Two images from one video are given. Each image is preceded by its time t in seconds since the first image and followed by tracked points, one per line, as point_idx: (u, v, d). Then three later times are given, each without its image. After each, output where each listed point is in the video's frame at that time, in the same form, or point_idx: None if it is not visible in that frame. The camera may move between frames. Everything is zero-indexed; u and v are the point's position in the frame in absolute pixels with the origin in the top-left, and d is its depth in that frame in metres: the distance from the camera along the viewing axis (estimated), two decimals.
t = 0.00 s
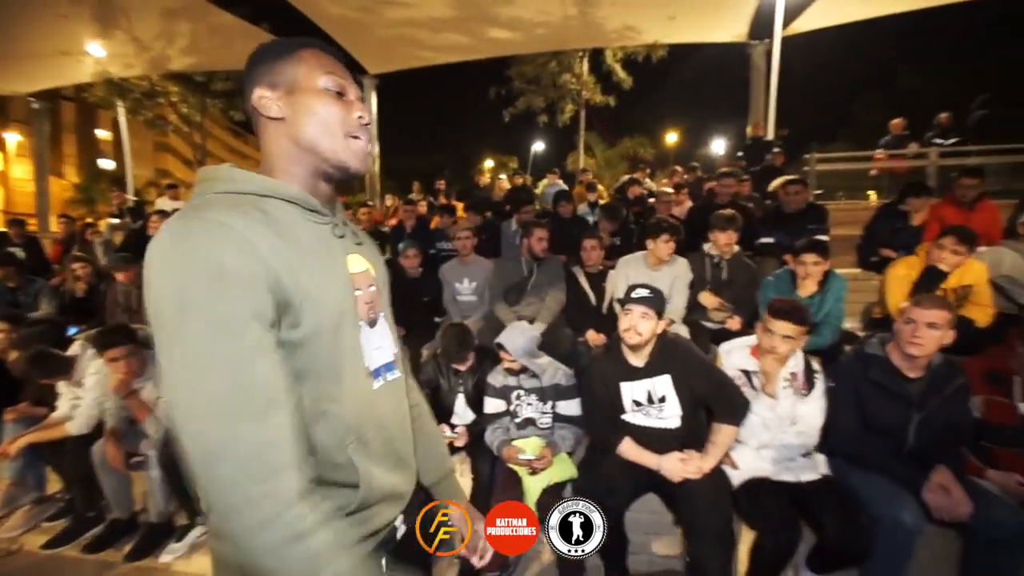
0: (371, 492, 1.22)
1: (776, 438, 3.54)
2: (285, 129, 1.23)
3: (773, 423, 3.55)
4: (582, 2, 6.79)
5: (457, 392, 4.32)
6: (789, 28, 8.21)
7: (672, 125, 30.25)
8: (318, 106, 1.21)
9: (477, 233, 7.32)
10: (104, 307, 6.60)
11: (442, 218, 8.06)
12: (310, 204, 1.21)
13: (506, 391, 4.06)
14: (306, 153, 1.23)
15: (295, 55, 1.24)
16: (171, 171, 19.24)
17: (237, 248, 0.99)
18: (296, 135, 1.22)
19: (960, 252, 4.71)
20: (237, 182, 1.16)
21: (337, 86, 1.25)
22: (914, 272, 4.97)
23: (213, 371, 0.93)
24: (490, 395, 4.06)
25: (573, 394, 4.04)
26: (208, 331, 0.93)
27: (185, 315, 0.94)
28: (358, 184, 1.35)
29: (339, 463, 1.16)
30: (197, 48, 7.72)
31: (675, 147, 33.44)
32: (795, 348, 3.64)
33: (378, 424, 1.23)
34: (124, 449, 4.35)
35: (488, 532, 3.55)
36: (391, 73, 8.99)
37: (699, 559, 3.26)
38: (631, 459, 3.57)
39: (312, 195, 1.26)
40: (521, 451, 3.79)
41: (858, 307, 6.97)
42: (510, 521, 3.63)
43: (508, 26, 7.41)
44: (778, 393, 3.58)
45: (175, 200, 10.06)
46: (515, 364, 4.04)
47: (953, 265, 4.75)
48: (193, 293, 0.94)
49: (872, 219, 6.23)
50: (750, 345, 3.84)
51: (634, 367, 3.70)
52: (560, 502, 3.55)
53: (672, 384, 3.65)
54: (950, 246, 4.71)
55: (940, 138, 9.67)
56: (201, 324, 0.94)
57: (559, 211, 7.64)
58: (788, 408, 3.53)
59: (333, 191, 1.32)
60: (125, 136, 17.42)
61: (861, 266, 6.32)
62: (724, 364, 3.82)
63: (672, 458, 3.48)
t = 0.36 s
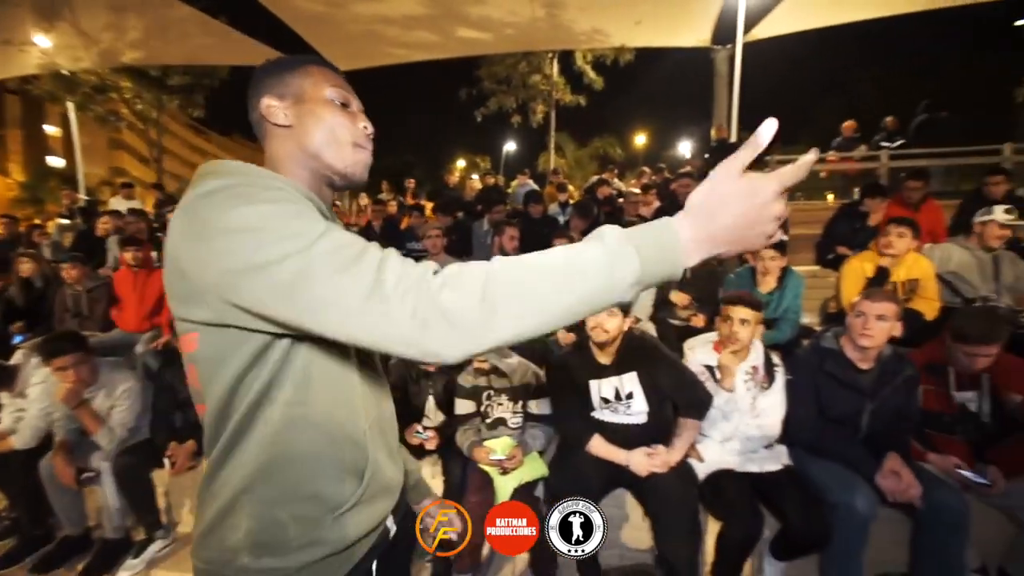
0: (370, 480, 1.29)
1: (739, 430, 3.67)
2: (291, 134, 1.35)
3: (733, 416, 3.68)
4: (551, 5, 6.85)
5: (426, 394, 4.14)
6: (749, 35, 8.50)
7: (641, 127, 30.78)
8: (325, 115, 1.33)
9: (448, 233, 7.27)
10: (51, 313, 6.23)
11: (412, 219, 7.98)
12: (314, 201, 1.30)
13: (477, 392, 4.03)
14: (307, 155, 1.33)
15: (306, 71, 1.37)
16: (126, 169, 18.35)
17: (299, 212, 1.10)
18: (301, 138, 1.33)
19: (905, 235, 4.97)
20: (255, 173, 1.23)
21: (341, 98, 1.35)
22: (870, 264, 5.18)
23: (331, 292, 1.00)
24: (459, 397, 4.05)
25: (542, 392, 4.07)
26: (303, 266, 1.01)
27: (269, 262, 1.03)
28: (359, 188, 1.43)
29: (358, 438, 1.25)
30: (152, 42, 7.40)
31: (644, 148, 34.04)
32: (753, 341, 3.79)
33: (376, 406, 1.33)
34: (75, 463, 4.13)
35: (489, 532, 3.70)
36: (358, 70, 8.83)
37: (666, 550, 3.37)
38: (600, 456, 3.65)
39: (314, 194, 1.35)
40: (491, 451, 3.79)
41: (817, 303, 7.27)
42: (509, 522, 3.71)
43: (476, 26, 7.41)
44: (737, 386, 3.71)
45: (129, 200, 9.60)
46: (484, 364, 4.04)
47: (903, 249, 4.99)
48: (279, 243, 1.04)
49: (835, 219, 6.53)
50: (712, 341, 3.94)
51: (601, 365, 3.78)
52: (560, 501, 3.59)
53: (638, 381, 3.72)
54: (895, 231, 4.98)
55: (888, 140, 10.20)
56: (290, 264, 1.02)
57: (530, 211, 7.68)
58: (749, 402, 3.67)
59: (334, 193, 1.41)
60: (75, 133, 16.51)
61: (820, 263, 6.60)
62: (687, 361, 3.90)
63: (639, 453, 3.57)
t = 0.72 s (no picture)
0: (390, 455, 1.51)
1: (711, 424, 3.73)
2: (324, 149, 1.51)
3: (706, 410, 3.74)
4: (527, 3, 6.85)
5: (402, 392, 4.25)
6: (722, 37, 8.67)
7: (616, 126, 31.07)
8: (352, 131, 1.49)
9: (424, 231, 7.21)
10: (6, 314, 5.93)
11: (388, 217, 7.89)
12: (348, 209, 1.49)
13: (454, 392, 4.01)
14: (341, 167, 1.50)
15: (330, 88, 1.50)
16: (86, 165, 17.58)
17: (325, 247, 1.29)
18: (335, 155, 1.50)
19: (870, 233, 5.08)
20: (294, 185, 1.43)
21: (364, 112, 1.50)
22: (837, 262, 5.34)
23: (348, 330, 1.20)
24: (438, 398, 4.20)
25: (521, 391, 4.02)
26: (335, 296, 1.23)
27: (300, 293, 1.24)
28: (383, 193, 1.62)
29: (378, 425, 1.46)
30: (112, 33, 7.10)
31: (621, 148, 34.38)
32: (723, 340, 3.86)
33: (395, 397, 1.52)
34: (31, 474, 3.92)
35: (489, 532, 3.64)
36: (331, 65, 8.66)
37: (642, 543, 3.42)
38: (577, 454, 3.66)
39: (348, 202, 1.53)
40: (468, 450, 3.72)
41: (786, 299, 7.49)
42: (509, 522, 3.68)
43: (452, 22, 7.35)
44: (707, 382, 3.79)
45: (90, 197, 9.22)
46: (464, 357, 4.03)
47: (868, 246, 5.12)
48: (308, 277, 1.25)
49: (809, 218, 6.69)
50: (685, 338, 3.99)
51: (577, 362, 3.80)
52: (561, 502, 3.60)
53: (613, 377, 3.74)
54: (860, 229, 5.09)
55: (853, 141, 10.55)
56: (320, 296, 1.23)
57: (505, 210, 7.66)
58: (720, 397, 3.74)
59: (363, 198, 1.59)
60: (29, 126, 15.71)
61: (792, 261, 6.75)
62: (660, 356, 3.95)
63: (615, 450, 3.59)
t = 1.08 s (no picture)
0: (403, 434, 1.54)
1: (696, 421, 3.78)
2: (336, 162, 1.55)
3: (690, 408, 3.79)
4: (513, 3, 6.86)
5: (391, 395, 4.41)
6: (706, 39, 8.76)
7: (602, 127, 31.22)
8: (360, 142, 1.52)
9: (410, 231, 7.17)
10: None
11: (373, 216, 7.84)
12: (362, 213, 1.53)
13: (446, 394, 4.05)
14: (353, 178, 1.54)
15: (336, 101, 1.52)
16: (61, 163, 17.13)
17: (332, 241, 1.34)
18: (346, 166, 1.53)
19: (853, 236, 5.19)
20: (311, 197, 1.47)
21: (370, 123, 1.53)
22: (819, 257, 5.46)
23: (341, 325, 1.26)
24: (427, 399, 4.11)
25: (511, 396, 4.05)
26: (337, 290, 1.29)
27: (306, 287, 1.29)
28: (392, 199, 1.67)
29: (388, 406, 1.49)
30: (91, 29, 6.95)
31: (606, 148, 34.58)
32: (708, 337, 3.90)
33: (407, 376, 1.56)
34: (6, 479, 3.84)
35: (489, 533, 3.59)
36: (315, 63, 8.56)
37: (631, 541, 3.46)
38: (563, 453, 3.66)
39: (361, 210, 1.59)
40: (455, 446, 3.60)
41: (769, 298, 7.59)
42: (509, 521, 3.63)
43: (438, 21, 7.33)
44: (693, 381, 3.84)
45: (66, 195, 9.00)
46: (472, 362, 4.04)
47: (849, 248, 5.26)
48: (312, 269, 1.30)
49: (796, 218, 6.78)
50: (669, 337, 4.10)
51: (564, 362, 3.80)
52: (561, 502, 3.60)
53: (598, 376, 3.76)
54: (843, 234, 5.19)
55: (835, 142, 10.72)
56: (326, 286, 1.29)
57: (491, 210, 7.65)
58: (705, 394, 3.79)
59: (374, 206, 1.64)
60: None
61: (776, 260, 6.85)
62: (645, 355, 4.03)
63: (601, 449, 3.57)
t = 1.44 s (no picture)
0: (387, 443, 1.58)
1: (694, 422, 3.80)
2: (323, 168, 1.57)
3: (689, 408, 3.80)
4: (511, 4, 6.86)
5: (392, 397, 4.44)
6: (704, 41, 8.79)
7: (600, 128, 31.28)
8: (345, 147, 1.54)
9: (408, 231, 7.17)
10: None
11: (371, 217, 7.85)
12: (349, 219, 1.57)
13: (447, 400, 4.14)
14: (341, 183, 1.57)
15: (320, 107, 1.54)
16: (58, 163, 17.10)
17: (304, 257, 1.40)
18: (333, 173, 1.56)
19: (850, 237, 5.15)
20: (296, 202, 1.52)
21: (354, 126, 1.55)
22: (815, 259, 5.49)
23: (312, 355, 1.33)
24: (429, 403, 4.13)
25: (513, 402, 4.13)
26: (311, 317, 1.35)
27: (278, 306, 1.35)
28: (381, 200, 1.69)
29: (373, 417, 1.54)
30: (90, 29, 6.94)
31: (604, 148, 34.63)
32: (705, 339, 3.94)
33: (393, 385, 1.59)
34: (2, 482, 3.81)
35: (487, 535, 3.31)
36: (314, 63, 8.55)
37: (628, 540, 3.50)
38: (561, 453, 3.70)
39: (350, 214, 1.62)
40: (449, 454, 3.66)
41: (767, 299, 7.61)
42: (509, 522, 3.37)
43: (436, 22, 7.33)
44: (690, 382, 3.83)
45: (62, 194, 8.98)
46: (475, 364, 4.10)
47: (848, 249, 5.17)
48: (282, 290, 1.36)
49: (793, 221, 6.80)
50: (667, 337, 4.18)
51: (562, 363, 3.79)
52: (561, 502, 3.38)
53: (598, 377, 3.75)
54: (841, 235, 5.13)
55: (834, 144, 10.74)
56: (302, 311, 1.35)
57: (490, 212, 7.65)
58: (703, 395, 3.81)
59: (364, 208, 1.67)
60: None
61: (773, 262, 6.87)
62: (645, 356, 4.13)
63: (600, 448, 3.59)
